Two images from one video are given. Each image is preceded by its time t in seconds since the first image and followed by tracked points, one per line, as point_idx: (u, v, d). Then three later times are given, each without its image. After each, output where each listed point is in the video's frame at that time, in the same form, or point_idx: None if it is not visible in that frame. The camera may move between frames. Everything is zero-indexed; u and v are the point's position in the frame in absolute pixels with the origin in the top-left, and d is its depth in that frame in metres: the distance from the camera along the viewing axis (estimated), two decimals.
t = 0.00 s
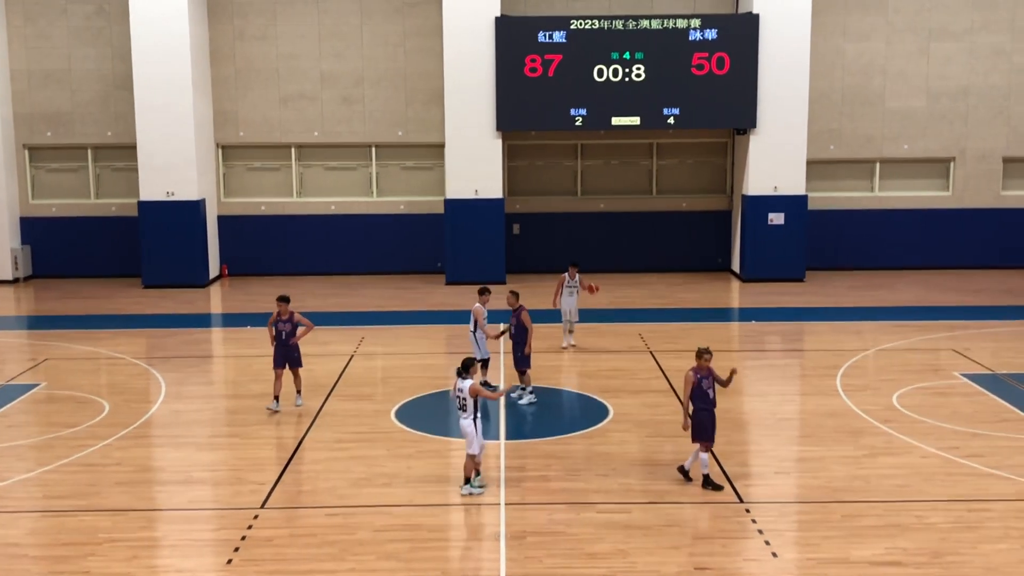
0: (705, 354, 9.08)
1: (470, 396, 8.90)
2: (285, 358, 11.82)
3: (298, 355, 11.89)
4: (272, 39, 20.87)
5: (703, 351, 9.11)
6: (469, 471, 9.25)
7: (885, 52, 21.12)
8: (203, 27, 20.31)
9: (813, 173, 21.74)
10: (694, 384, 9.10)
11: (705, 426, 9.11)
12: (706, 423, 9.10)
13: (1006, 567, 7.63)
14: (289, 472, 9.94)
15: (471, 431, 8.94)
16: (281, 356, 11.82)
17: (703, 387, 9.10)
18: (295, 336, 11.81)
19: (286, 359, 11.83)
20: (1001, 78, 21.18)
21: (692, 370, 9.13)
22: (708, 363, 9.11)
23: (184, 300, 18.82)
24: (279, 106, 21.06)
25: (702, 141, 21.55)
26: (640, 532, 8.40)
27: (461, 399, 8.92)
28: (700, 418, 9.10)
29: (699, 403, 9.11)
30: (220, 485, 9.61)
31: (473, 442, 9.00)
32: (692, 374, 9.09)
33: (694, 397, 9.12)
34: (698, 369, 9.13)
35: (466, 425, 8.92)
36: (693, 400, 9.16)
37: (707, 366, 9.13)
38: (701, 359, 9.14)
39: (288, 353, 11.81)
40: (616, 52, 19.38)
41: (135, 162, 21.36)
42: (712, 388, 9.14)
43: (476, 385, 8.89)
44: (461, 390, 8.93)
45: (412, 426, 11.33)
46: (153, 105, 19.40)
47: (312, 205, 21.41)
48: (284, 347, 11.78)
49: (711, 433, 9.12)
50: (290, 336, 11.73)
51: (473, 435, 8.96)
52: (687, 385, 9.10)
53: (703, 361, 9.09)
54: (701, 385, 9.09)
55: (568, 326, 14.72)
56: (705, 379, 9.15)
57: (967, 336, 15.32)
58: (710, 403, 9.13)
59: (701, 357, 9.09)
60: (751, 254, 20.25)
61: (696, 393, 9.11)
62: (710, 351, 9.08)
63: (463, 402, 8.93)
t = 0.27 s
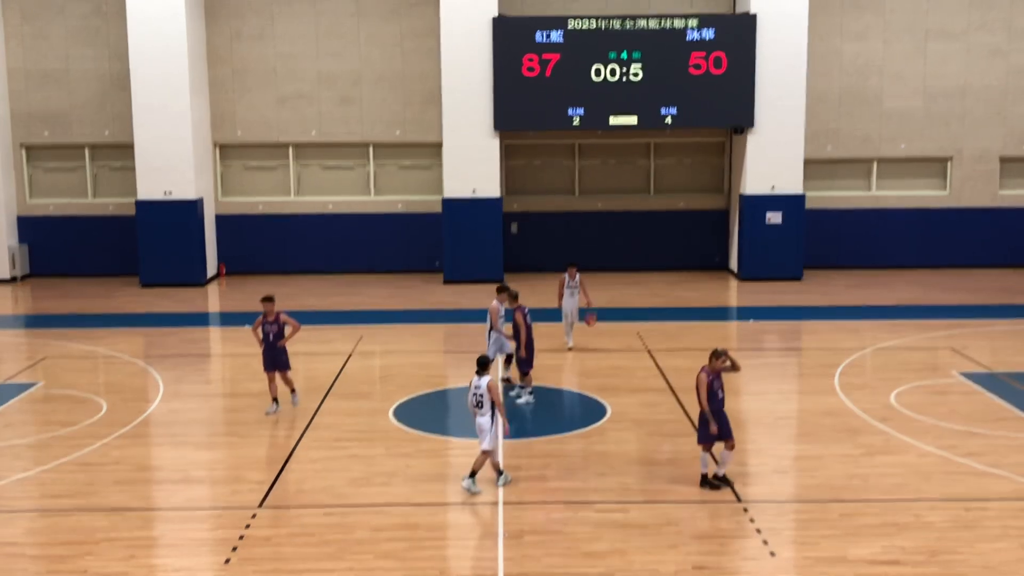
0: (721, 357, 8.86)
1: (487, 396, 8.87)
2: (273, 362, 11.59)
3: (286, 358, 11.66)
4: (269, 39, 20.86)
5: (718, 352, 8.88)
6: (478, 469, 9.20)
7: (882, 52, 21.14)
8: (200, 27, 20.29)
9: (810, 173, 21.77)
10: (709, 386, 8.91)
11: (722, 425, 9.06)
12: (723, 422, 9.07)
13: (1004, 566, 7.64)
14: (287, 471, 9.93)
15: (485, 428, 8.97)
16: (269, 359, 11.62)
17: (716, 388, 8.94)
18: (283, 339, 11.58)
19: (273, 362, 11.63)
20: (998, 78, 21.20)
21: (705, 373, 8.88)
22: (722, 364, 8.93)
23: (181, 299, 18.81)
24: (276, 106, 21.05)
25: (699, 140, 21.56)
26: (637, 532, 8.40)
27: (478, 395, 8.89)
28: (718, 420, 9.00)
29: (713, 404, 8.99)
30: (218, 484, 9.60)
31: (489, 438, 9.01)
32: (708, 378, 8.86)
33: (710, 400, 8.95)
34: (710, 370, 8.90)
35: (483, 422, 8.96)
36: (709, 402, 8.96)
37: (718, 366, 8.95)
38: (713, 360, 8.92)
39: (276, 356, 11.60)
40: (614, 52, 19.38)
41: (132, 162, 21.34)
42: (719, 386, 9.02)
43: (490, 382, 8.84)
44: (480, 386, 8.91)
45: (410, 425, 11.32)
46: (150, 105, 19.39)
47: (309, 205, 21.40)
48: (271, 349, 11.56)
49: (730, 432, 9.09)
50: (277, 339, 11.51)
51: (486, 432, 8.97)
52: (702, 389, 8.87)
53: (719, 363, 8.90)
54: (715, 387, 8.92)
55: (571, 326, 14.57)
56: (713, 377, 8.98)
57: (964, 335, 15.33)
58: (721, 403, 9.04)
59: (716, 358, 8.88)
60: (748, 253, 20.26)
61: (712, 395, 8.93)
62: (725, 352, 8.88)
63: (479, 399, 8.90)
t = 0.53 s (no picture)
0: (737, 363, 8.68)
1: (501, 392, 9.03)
2: (257, 365, 11.47)
3: (270, 363, 11.49)
4: (269, 39, 20.87)
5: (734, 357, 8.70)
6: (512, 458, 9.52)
7: (881, 52, 21.16)
8: (199, 27, 20.30)
9: (810, 174, 21.79)
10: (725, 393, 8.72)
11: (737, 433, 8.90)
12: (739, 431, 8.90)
13: (1003, 566, 7.64)
14: (286, 472, 9.93)
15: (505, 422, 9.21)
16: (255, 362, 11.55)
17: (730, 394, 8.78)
18: (268, 342, 11.45)
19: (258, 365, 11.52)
20: (997, 79, 21.22)
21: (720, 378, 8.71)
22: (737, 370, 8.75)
23: (180, 300, 18.81)
24: (275, 107, 21.06)
25: (698, 141, 21.57)
26: (636, 532, 8.40)
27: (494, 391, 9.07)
28: (734, 427, 8.80)
29: (728, 411, 8.81)
30: (217, 485, 9.60)
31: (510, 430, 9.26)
32: (725, 385, 8.67)
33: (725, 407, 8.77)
34: (725, 376, 8.73)
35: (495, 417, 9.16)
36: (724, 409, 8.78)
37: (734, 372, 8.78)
38: (729, 365, 8.74)
39: (260, 359, 11.49)
40: (613, 53, 19.40)
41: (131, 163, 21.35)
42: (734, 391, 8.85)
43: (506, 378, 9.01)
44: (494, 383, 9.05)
45: (409, 426, 11.33)
46: (149, 105, 19.40)
47: (308, 206, 21.41)
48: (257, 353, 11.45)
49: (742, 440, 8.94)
50: (259, 342, 11.40)
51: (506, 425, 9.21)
52: (719, 396, 8.68)
53: (736, 370, 8.71)
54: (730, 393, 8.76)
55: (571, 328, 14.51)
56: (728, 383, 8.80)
57: (963, 336, 15.35)
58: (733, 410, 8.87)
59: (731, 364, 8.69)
60: (747, 255, 20.27)
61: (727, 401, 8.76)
62: (742, 360, 8.69)
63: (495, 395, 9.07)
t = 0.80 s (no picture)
0: (756, 362, 8.54)
1: (515, 390, 9.12)
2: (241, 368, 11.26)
3: (253, 367, 11.25)
4: (269, 39, 20.86)
5: (754, 355, 8.56)
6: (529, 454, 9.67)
7: (881, 52, 21.15)
8: (199, 27, 20.28)
9: (809, 173, 21.78)
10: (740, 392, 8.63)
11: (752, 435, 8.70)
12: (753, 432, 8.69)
13: (1002, 566, 7.64)
14: (286, 471, 9.93)
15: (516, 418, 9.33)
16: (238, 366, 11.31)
17: (747, 394, 8.67)
18: (253, 346, 11.21)
19: (242, 369, 11.30)
20: (998, 78, 21.21)
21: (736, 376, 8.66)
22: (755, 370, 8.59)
23: (180, 300, 18.81)
24: (275, 106, 21.05)
25: (698, 140, 21.56)
26: (636, 532, 8.40)
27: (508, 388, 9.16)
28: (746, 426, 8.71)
29: (745, 411, 8.68)
30: (216, 485, 9.60)
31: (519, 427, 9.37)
32: (738, 382, 8.59)
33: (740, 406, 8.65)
34: (742, 374, 8.64)
35: (507, 413, 9.29)
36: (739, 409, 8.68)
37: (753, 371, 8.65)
38: (749, 365, 8.61)
39: (244, 363, 11.26)
40: (613, 52, 19.38)
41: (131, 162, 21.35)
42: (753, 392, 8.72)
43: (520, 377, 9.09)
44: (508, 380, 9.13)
45: (408, 426, 11.32)
46: (149, 104, 19.38)
47: (308, 205, 21.41)
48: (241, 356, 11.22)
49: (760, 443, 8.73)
50: (244, 346, 11.15)
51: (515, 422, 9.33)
52: (732, 393, 8.62)
53: (754, 369, 8.57)
54: (747, 392, 8.65)
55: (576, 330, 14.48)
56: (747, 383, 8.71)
57: (963, 335, 15.35)
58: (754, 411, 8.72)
59: (749, 363, 8.57)
60: (747, 254, 20.26)
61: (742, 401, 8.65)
62: (761, 358, 8.53)
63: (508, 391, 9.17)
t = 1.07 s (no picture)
0: (774, 365, 8.49)
1: (534, 382, 9.31)
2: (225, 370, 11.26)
3: (238, 370, 11.28)
4: (269, 38, 20.84)
5: (774, 359, 8.51)
6: (534, 452, 9.74)
7: (881, 50, 21.13)
8: (199, 26, 20.27)
9: (810, 172, 21.77)
10: (756, 394, 8.59)
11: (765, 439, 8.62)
12: (764, 434, 8.65)
13: (1002, 567, 7.64)
14: (286, 472, 9.94)
15: (533, 415, 9.42)
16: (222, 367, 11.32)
17: (765, 396, 8.64)
18: (236, 348, 11.21)
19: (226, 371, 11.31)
20: (999, 77, 21.19)
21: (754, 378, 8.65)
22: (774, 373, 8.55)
23: (181, 299, 18.81)
24: (275, 105, 21.05)
25: (698, 139, 21.55)
26: (636, 533, 8.41)
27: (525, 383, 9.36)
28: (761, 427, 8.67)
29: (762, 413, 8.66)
30: (216, 486, 9.60)
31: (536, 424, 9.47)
32: (755, 385, 8.55)
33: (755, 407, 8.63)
34: (761, 378, 8.59)
35: (528, 409, 9.38)
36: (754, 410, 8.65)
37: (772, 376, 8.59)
38: (768, 369, 8.55)
39: (228, 365, 11.27)
40: (613, 51, 19.37)
41: (131, 161, 21.34)
42: (773, 396, 8.68)
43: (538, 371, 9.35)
44: (526, 375, 9.34)
45: (409, 427, 11.33)
46: (149, 104, 19.38)
47: (308, 204, 21.40)
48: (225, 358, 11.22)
49: (773, 447, 8.63)
50: (228, 348, 11.16)
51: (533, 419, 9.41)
52: (749, 395, 8.61)
53: (771, 373, 8.51)
54: (764, 394, 8.62)
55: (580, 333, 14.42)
56: (767, 387, 8.65)
57: (963, 335, 15.34)
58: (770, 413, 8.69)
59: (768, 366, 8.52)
60: (748, 253, 20.25)
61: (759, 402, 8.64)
62: (778, 362, 8.46)
63: (524, 386, 9.34)
